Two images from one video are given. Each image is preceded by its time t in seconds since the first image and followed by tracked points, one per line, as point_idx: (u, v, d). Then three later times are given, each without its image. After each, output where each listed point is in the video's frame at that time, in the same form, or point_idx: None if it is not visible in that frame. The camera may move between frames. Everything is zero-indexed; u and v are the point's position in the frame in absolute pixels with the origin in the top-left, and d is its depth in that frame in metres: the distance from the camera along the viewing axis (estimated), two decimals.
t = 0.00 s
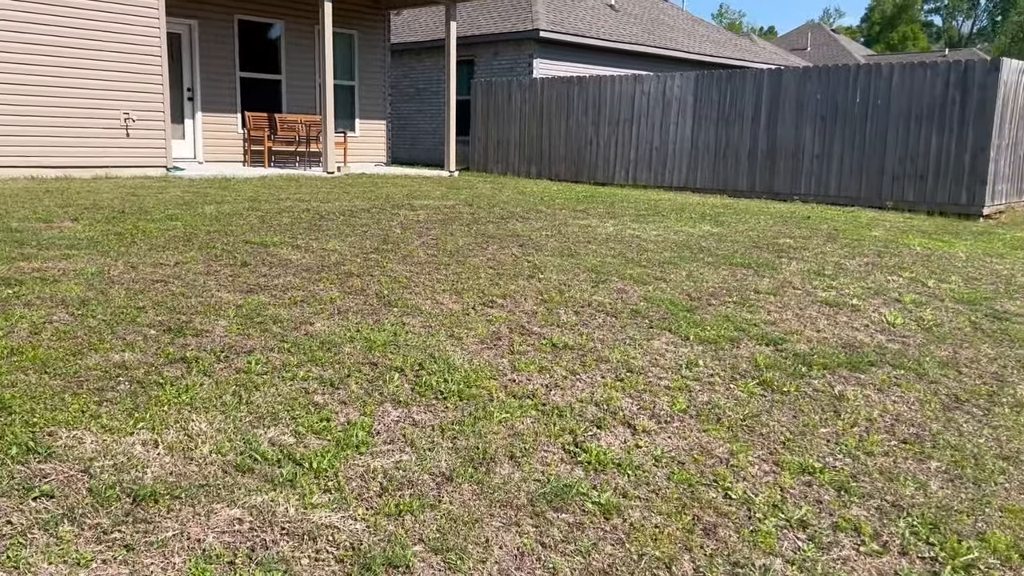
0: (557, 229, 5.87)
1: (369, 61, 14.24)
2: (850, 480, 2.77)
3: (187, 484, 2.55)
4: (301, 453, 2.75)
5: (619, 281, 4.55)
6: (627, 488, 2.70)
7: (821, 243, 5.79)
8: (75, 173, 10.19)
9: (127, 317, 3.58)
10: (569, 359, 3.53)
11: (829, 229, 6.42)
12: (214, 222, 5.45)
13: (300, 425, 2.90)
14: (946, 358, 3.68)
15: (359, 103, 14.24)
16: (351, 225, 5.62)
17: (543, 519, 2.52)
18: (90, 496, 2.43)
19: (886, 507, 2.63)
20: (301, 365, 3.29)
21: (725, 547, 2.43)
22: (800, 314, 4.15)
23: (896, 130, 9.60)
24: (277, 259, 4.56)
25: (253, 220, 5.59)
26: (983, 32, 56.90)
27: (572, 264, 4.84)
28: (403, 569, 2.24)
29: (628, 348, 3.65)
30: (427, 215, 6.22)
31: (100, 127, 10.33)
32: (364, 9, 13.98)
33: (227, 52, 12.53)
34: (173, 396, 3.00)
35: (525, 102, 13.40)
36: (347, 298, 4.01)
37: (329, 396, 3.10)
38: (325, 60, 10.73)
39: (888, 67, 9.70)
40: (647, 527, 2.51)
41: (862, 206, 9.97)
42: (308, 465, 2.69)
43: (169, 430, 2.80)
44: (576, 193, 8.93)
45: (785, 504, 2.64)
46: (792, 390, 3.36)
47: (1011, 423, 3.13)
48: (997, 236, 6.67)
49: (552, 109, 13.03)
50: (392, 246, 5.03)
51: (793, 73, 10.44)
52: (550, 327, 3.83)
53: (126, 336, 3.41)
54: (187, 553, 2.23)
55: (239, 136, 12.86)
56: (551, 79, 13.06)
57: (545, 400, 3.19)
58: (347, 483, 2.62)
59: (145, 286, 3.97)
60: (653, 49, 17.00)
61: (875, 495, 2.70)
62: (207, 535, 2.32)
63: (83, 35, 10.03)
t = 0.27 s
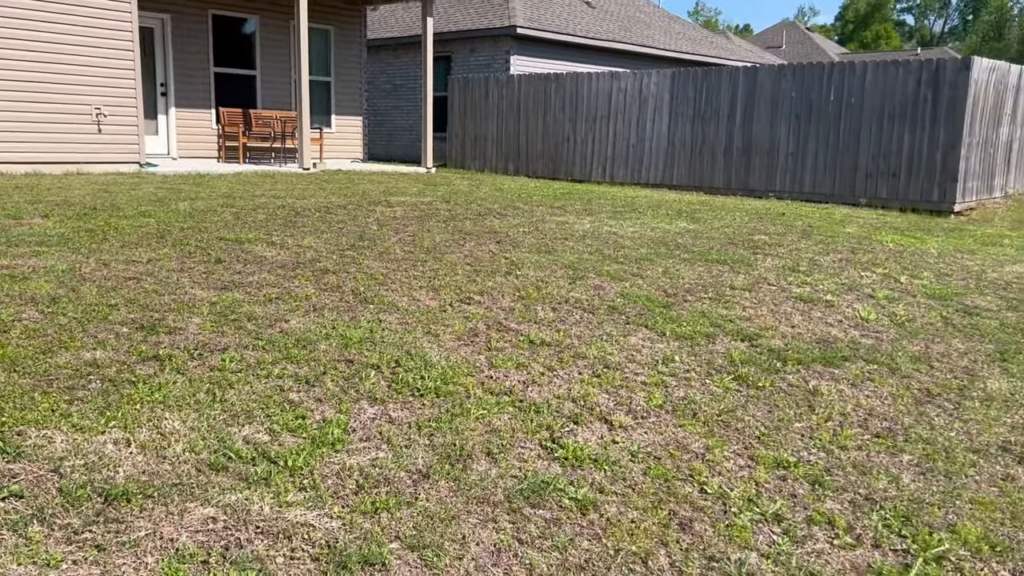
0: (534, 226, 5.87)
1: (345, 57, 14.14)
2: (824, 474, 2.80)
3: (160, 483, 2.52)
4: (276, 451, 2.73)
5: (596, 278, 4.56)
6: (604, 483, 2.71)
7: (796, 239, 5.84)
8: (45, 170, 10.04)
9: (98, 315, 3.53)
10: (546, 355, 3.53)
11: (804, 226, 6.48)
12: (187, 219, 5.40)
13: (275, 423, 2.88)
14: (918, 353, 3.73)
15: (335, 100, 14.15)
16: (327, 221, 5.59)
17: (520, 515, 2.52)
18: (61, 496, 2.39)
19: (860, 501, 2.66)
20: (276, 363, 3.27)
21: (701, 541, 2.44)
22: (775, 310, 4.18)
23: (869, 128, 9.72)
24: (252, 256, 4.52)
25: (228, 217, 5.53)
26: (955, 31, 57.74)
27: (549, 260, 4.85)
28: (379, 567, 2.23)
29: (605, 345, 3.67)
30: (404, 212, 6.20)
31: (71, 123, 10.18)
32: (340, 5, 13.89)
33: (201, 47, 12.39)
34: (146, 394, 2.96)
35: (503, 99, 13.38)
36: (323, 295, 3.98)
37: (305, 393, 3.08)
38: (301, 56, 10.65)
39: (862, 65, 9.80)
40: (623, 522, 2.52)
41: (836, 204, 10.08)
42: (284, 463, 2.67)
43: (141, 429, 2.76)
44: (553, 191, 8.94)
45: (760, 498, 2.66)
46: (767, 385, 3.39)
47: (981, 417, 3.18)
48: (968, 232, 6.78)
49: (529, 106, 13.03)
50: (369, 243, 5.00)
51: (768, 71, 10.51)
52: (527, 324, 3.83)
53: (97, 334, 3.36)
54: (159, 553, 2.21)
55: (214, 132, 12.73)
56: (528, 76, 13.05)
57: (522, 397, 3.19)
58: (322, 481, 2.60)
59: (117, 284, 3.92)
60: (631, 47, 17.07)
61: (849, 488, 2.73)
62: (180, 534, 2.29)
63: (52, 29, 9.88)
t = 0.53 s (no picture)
0: (512, 223, 5.87)
1: (321, 52, 14.04)
2: (799, 469, 2.82)
3: (131, 484, 2.48)
4: (250, 451, 2.70)
5: (574, 275, 4.56)
6: (581, 480, 2.71)
7: (772, 236, 5.89)
8: (15, 166, 9.88)
9: (68, 314, 3.48)
10: (524, 352, 3.52)
11: (779, 222, 6.54)
12: (160, 216, 5.33)
13: (249, 423, 2.85)
14: (892, 348, 3.77)
15: (311, 95, 14.04)
16: (303, 218, 5.54)
17: (497, 513, 2.52)
18: (29, 499, 2.35)
19: (834, 495, 2.68)
20: (250, 362, 3.24)
21: (677, 537, 2.45)
22: (751, 306, 4.21)
23: (844, 125, 9.81)
24: (226, 253, 4.48)
25: (202, 214, 5.47)
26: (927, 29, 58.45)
27: (526, 257, 4.84)
28: (354, 567, 2.21)
29: (583, 341, 3.67)
30: (380, 209, 6.17)
31: (41, 118, 10.03)
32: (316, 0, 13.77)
33: (174, 42, 12.24)
34: (118, 394, 2.92)
35: (480, 95, 13.34)
36: (298, 293, 3.95)
37: (279, 392, 3.05)
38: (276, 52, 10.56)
39: (836, 62, 9.89)
40: (600, 518, 2.52)
41: (811, 200, 10.18)
42: (258, 463, 2.64)
43: (112, 429, 2.72)
44: (531, 187, 8.93)
45: (735, 493, 2.67)
46: (743, 381, 3.41)
47: (953, 411, 3.22)
48: (940, 228, 6.86)
49: (506, 103, 13.00)
50: (345, 240, 4.97)
51: (744, 67, 10.57)
52: (505, 321, 3.82)
53: (67, 333, 3.31)
54: (131, 555, 2.18)
55: (188, 128, 12.58)
56: (506, 72, 13.02)
57: (499, 394, 3.18)
58: (297, 481, 2.58)
59: (88, 282, 3.86)
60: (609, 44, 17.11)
61: (823, 483, 2.75)
62: (152, 535, 2.26)
63: (21, 23, 9.72)
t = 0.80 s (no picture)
0: (486, 219, 5.86)
1: (294, 48, 13.91)
2: (771, 462, 2.85)
3: (100, 484, 2.45)
4: (221, 450, 2.68)
5: (548, 270, 4.57)
6: (555, 475, 2.71)
7: (744, 231, 5.94)
8: None
9: (34, 313, 3.42)
10: (498, 348, 3.52)
11: (751, 218, 6.59)
12: (130, 213, 5.26)
13: (220, 421, 2.82)
14: (862, 341, 3.82)
15: (283, 91, 13.92)
16: (275, 215, 5.50)
17: (471, 509, 2.51)
18: None
19: (805, 487, 2.71)
20: (221, 360, 3.21)
21: (651, 530, 2.46)
22: (723, 301, 4.24)
23: (815, 121, 9.92)
24: (197, 251, 4.42)
25: (172, 211, 5.41)
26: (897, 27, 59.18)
27: (501, 253, 4.84)
28: (328, 565, 2.20)
29: (557, 337, 3.68)
30: (354, 205, 6.13)
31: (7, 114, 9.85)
32: None
33: (143, 37, 12.07)
34: (86, 394, 2.88)
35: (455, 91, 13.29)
36: (270, 290, 3.92)
37: (251, 390, 3.02)
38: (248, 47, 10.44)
39: (807, 59, 9.99)
40: (574, 513, 2.53)
41: (784, 195, 10.27)
42: (229, 462, 2.62)
43: (80, 429, 2.68)
44: (505, 183, 8.92)
45: (708, 486, 2.69)
46: (715, 375, 3.44)
47: (922, 403, 3.27)
48: (909, 223, 6.96)
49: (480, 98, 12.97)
50: (318, 237, 4.93)
51: (716, 64, 10.63)
52: (480, 317, 3.82)
53: (34, 332, 3.26)
54: (100, 556, 2.15)
55: (158, 124, 12.42)
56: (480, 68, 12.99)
57: (474, 390, 3.18)
58: (270, 480, 2.56)
59: (54, 280, 3.80)
60: (584, 40, 17.15)
61: (795, 476, 2.78)
62: (121, 536, 2.24)
63: None
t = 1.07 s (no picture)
0: (464, 215, 5.86)
1: (268, 43, 13.81)
2: (745, 455, 2.88)
3: (71, 485, 2.43)
4: (195, 449, 2.66)
5: (525, 267, 4.57)
6: (531, 471, 2.72)
7: (719, 226, 5.98)
8: None
9: (4, 312, 3.37)
10: (475, 345, 3.53)
11: (727, 214, 6.64)
12: (102, 210, 5.21)
13: (194, 420, 2.81)
14: (835, 335, 3.86)
15: (258, 88, 13.81)
16: (250, 212, 5.46)
17: (448, 505, 2.52)
18: None
19: (779, 480, 2.74)
20: (195, 358, 3.18)
21: (626, 524, 2.48)
22: (699, 296, 4.27)
23: (789, 117, 10.00)
24: (170, 248, 4.38)
25: (145, 208, 5.36)
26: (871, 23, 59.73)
27: (478, 250, 4.84)
28: (304, 563, 2.19)
29: (534, 333, 3.68)
30: (330, 202, 6.11)
31: None
32: None
33: (114, 33, 11.93)
34: (56, 393, 2.85)
35: (432, 87, 13.24)
36: (245, 288, 3.89)
37: (226, 389, 3.01)
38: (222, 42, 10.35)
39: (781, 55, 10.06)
40: (550, 509, 2.54)
41: (759, 191, 10.35)
42: (204, 461, 2.60)
43: (51, 429, 2.65)
44: (482, 180, 8.91)
45: (683, 480, 2.72)
46: (691, 369, 3.47)
47: (893, 395, 3.31)
48: (882, 218, 7.04)
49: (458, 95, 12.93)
50: (294, 234, 4.91)
51: (691, 60, 10.68)
52: (456, 314, 3.82)
53: (4, 332, 3.21)
54: (71, 557, 2.13)
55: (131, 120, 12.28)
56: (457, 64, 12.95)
57: (450, 387, 3.18)
58: (245, 478, 2.54)
59: (24, 279, 3.75)
60: (562, 37, 17.20)
61: (768, 468, 2.81)
62: (94, 536, 2.22)
63: None
